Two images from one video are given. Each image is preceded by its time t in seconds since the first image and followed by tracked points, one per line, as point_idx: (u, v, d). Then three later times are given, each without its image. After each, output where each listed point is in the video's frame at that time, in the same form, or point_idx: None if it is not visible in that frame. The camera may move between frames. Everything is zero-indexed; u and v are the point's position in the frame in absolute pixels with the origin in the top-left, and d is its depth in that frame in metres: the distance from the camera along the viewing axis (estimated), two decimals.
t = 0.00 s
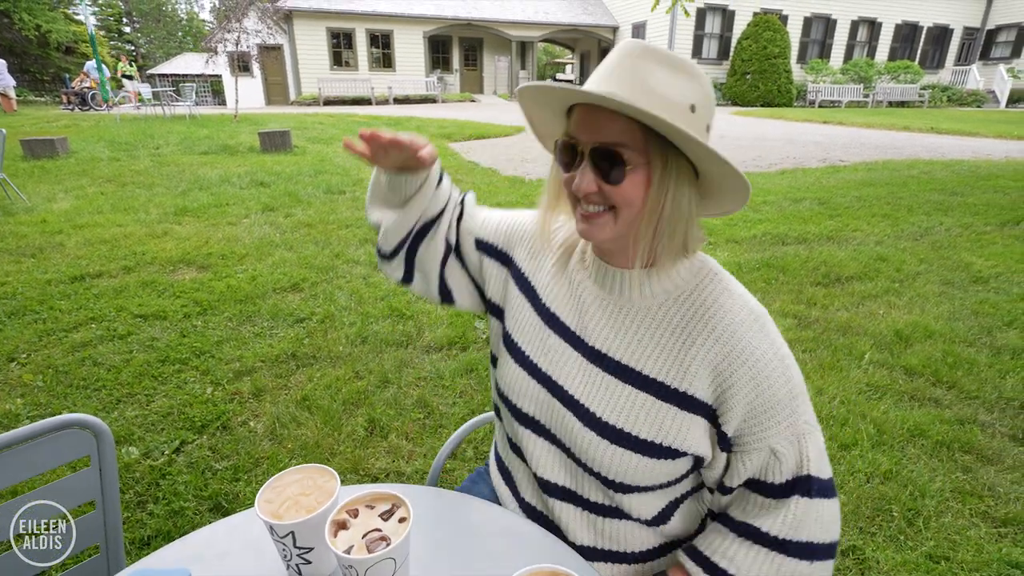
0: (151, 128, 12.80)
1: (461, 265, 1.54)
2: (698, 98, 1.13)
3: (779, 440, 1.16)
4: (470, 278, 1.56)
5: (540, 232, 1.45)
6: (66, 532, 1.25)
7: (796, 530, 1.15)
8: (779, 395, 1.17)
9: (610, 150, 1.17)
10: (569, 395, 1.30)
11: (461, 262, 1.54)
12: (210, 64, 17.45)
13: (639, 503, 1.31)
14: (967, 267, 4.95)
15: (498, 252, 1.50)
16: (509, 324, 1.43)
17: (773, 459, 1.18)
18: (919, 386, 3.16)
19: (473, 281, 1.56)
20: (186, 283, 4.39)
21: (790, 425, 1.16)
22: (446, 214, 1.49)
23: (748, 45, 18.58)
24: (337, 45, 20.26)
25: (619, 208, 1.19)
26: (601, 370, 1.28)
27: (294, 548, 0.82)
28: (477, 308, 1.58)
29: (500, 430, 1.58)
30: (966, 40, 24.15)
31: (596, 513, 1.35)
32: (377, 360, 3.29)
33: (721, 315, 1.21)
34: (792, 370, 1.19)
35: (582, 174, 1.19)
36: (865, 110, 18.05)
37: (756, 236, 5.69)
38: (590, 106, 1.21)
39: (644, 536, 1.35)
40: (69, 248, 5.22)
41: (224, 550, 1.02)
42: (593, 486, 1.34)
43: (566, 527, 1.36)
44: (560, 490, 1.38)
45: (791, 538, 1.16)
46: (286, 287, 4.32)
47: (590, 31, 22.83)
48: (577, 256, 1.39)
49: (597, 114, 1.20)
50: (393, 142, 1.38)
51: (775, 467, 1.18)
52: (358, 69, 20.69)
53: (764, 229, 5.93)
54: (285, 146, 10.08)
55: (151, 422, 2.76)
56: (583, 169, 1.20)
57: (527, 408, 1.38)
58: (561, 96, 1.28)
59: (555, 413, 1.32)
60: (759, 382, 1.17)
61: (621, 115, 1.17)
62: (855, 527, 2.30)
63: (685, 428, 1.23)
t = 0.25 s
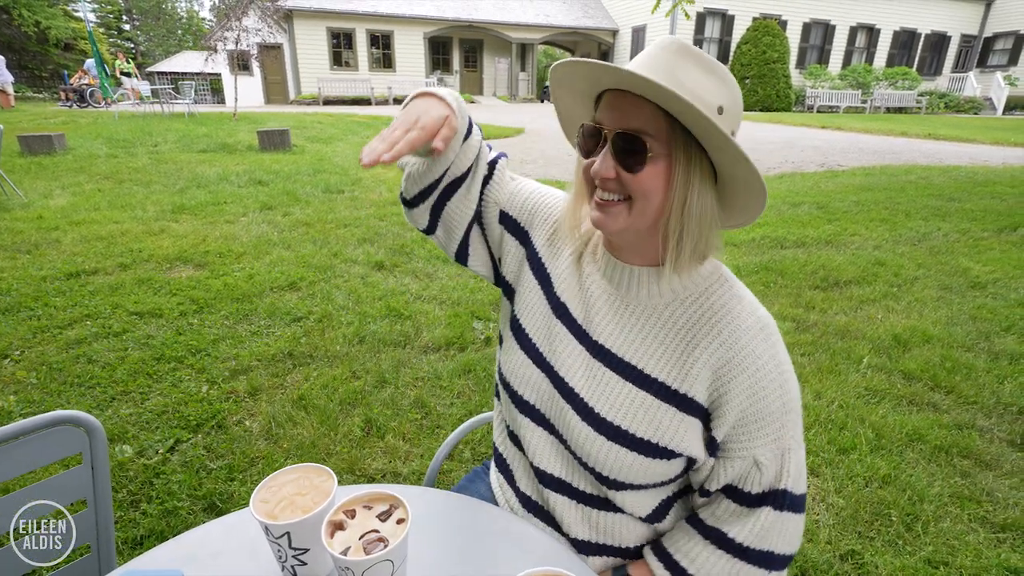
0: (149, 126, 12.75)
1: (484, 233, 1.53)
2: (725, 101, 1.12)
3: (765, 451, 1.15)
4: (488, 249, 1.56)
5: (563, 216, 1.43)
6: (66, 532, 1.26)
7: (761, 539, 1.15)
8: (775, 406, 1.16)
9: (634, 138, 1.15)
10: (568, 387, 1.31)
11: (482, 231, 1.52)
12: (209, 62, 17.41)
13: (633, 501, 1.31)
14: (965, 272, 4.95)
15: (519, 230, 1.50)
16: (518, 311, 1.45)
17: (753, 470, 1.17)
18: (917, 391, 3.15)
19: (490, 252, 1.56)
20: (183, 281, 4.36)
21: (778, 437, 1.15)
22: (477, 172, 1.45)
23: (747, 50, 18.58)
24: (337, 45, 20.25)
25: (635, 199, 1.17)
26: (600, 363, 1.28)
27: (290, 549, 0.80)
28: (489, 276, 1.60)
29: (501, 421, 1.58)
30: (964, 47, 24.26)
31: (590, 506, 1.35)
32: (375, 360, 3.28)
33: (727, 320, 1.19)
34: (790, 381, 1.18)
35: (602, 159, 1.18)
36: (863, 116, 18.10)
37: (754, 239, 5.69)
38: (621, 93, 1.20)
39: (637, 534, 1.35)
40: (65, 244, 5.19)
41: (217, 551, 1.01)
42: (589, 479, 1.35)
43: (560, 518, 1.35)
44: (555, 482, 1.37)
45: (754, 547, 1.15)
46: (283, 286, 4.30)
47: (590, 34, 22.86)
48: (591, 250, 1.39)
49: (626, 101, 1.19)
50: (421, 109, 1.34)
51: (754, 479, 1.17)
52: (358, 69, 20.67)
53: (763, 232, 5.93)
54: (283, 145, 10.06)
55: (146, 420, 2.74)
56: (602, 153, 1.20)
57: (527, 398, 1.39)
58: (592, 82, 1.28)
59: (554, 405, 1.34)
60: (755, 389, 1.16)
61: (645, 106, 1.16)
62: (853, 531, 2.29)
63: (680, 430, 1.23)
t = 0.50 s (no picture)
0: (150, 127, 12.76)
1: (486, 246, 1.54)
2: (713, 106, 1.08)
3: (750, 461, 1.14)
4: (493, 260, 1.57)
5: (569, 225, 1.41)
6: (65, 532, 1.25)
7: (733, 553, 1.15)
8: (768, 416, 1.14)
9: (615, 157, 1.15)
10: (575, 398, 1.30)
11: (485, 242, 1.54)
12: (210, 63, 17.43)
13: (641, 510, 1.30)
14: (966, 274, 4.94)
15: (522, 242, 1.49)
16: (526, 322, 1.44)
17: (739, 480, 1.15)
18: (919, 392, 3.14)
19: (495, 263, 1.57)
20: (182, 282, 4.35)
21: (768, 448, 1.14)
22: (470, 191, 1.47)
23: (749, 52, 18.60)
24: (338, 47, 20.27)
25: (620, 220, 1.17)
26: (607, 373, 1.27)
27: (284, 553, 0.79)
28: (497, 288, 1.61)
29: (506, 418, 1.55)
30: (964, 48, 24.23)
31: (597, 514, 1.34)
32: (374, 361, 3.27)
33: (735, 324, 1.18)
34: (795, 387, 1.16)
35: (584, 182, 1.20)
36: (863, 117, 18.09)
37: (755, 241, 5.68)
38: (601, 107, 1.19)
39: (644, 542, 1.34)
40: (64, 245, 5.18)
41: (210, 556, 0.99)
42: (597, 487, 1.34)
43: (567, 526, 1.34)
44: (562, 489, 1.36)
45: (724, 560, 1.15)
46: (283, 286, 4.29)
47: (591, 35, 22.87)
48: (599, 261, 1.37)
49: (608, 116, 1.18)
50: (394, 158, 1.36)
51: (738, 489, 1.15)
52: (358, 70, 20.68)
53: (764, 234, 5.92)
54: (284, 146, 10.06)
55: (144, 422, 2.73)
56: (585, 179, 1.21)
57: (536, 408, 1.39)
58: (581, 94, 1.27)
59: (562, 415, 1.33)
60: (753, 398, 1.14)
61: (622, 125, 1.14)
62: (854, 534, 2.28)
63: (685, 438, 1.21)
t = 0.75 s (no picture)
0: (150, 131, 12.77)
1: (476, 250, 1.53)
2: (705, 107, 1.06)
3: (746, 463, 1.13)
4: (484, 264, 1.55)
5: (563, 233, 1.40)
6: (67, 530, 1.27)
7: (725, 556, 1.14)
8: (768, 415, 1.12)
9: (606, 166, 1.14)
10: (571, 406, 1.28)
11: (475, 245, 1.53)
12: (210, 68, 17.45)
13: (641, 515, 1.28)
14: (968, 273, 4.92)
15: (515, 246, 1.48)
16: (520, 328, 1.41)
17: (733, 481, 1.14)
18: (921, 392, 3.11)
19: (486, 267, 1.56)
20: (181, 286, 4.34)
21: (766, 449, 1.12)
22: (458, 194, 1.46)
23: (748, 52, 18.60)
24: (338, 50, 20.29)
25: (615, 228, 1.17)
26: (604, 380, 1.26)
27: (274, 560, 0.77)
28: (488, 292, 1.59)
29: (504, 424, 1.53)
30: (963, 47, 24.21)
31: (596, 520, 1.33)
32: (373, 364, 3.25)
33: (738, 324, 1.16)
34: (796, 386, 1.14)
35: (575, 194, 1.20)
36: (863, 117, 18.06)
37: (756, 241, 5.66)
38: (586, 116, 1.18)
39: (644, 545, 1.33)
40: (63, 250, 5.17)
41: (202, 560, 0.98)
42: (596, 493, 1.32)
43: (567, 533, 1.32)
44: (561, 495, 1.34)
45: (716, 562, 1.15)
46: (282, 289, 4.28)
47: (590, 37, 22.87)
48: (594, 267, 1.36)
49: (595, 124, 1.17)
50: (374, 165, 1.34)
51: (733, 490, 1.14)
52: (358, 73, 20.70)
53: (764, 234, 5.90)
54: (283, 149, 10.06)
55: (141, 426, 2.71)
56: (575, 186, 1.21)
57: (534, 417, 1.37)
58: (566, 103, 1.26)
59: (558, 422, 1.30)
60: (753, 399, 1.13)
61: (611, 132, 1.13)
62: (858, 536, 2.26)
63: (683, 443, 1.19)
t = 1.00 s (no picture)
0: (148, 132, 12.74)
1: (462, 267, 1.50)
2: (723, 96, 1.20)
3: (745, 458, 1.11)
4: (470, 279, 1.53)
5: (547, 240, 1.37)
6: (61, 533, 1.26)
7: (726, 552, 1.11)
8: (769, 407, 1.11)
9: (662, 153, 1.17)
10: (570, 412, 1.26)
11: (459, 262, 1.49)
12: (209, 68, 17.43)
13: (644, 518, 1.27)
14: (967, 272, 4.91)
15: (499, 256, 1.45)
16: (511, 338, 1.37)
17: (732, 478, 1.12)
18: (921, 392, 3.10)
19: (472, 281, 1.53)
20: (178, 286, 4.32)
21: (769, 443, 1.11)
22: (437, 212, 1.44)
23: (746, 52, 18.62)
24: (336, 51, 20.27)
25: (662, 217, 1.20)
26: (604, 384, 1.24)
27: (263, 566, 0.75)
28: (476, 306, 1.57)
29: (498, 434, 1.51)
30: (961, 48, 24.24)
31: (595, 525, 1.31)
32: (370, 364, 3.23)
33: (735, 317, 1.16)
34: (796, 377, 1.14)
35: (628, 183, 1.18)
36: (861, 117, 18.07)
37: (755, 241, 5.65)
38: (624, 106, 1.20)
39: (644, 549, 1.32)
40: (60, 250, 5.15)
41: (197, 561, 0.97)
42: (595, 499, 1.31)
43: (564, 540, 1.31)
44: (559, 503, 1.33)
45: (717, 559, 1.12)
46: (279, 290, 4.26)
47: (589, 37, 22.87)
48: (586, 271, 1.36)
49: (631, 113, 1.19)
50: (352, 192, 1.32)
51: (732, 487, 1.12)
52: (356, 74, 20.68)
53: (763, 234, 5.89)
54: (282, 150, 10.04)
55: (136, 428, 2.69)
56: (627, 178, 1.19)
57: (530, 427, 1.34)
58: (577, 104, 1.28)
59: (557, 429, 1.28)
60: (752, 393, 1.12)
61: (657, 114, 1.18)
62: (858, 537, 2.24)
63: (688, 441, 1.17)
